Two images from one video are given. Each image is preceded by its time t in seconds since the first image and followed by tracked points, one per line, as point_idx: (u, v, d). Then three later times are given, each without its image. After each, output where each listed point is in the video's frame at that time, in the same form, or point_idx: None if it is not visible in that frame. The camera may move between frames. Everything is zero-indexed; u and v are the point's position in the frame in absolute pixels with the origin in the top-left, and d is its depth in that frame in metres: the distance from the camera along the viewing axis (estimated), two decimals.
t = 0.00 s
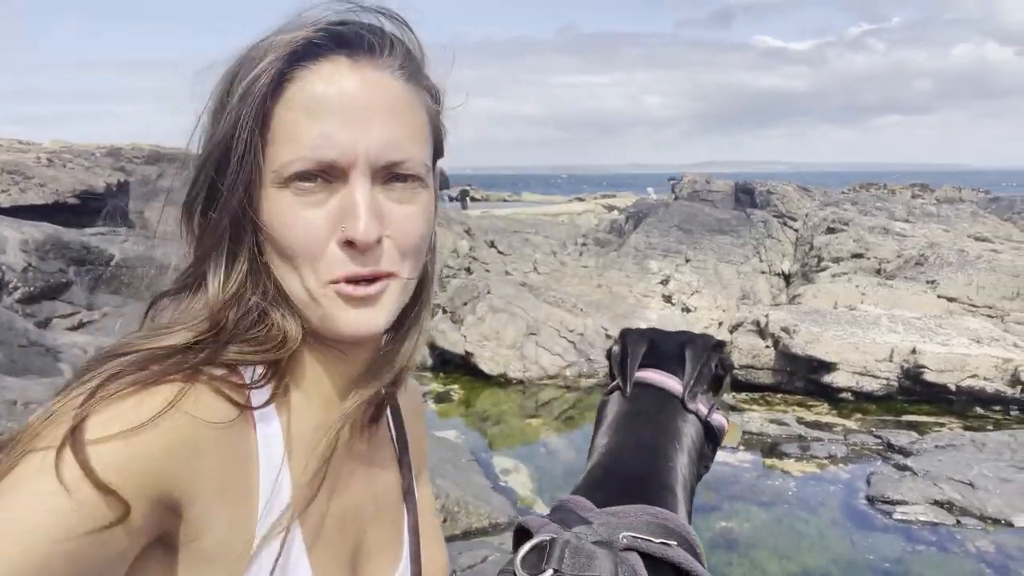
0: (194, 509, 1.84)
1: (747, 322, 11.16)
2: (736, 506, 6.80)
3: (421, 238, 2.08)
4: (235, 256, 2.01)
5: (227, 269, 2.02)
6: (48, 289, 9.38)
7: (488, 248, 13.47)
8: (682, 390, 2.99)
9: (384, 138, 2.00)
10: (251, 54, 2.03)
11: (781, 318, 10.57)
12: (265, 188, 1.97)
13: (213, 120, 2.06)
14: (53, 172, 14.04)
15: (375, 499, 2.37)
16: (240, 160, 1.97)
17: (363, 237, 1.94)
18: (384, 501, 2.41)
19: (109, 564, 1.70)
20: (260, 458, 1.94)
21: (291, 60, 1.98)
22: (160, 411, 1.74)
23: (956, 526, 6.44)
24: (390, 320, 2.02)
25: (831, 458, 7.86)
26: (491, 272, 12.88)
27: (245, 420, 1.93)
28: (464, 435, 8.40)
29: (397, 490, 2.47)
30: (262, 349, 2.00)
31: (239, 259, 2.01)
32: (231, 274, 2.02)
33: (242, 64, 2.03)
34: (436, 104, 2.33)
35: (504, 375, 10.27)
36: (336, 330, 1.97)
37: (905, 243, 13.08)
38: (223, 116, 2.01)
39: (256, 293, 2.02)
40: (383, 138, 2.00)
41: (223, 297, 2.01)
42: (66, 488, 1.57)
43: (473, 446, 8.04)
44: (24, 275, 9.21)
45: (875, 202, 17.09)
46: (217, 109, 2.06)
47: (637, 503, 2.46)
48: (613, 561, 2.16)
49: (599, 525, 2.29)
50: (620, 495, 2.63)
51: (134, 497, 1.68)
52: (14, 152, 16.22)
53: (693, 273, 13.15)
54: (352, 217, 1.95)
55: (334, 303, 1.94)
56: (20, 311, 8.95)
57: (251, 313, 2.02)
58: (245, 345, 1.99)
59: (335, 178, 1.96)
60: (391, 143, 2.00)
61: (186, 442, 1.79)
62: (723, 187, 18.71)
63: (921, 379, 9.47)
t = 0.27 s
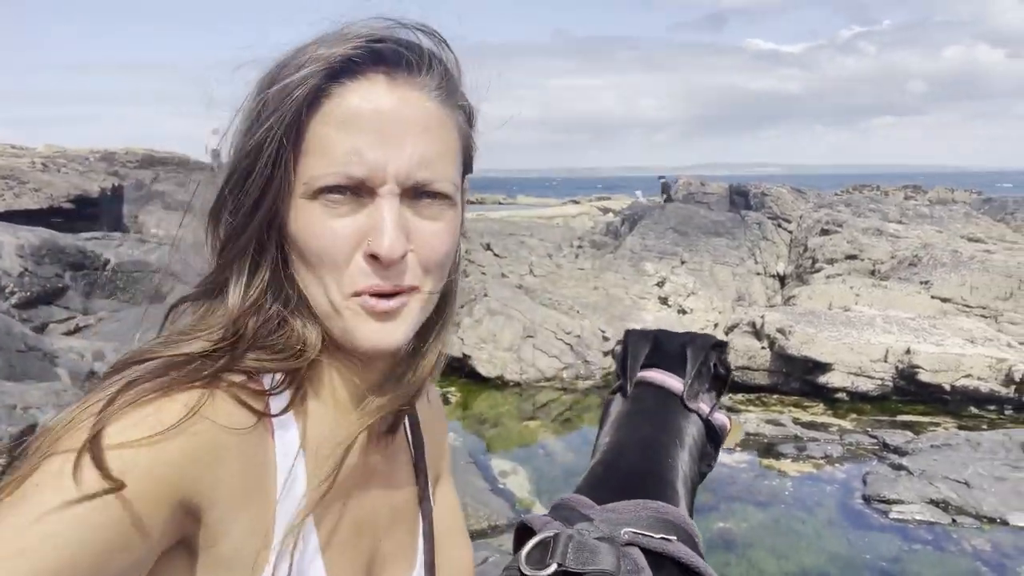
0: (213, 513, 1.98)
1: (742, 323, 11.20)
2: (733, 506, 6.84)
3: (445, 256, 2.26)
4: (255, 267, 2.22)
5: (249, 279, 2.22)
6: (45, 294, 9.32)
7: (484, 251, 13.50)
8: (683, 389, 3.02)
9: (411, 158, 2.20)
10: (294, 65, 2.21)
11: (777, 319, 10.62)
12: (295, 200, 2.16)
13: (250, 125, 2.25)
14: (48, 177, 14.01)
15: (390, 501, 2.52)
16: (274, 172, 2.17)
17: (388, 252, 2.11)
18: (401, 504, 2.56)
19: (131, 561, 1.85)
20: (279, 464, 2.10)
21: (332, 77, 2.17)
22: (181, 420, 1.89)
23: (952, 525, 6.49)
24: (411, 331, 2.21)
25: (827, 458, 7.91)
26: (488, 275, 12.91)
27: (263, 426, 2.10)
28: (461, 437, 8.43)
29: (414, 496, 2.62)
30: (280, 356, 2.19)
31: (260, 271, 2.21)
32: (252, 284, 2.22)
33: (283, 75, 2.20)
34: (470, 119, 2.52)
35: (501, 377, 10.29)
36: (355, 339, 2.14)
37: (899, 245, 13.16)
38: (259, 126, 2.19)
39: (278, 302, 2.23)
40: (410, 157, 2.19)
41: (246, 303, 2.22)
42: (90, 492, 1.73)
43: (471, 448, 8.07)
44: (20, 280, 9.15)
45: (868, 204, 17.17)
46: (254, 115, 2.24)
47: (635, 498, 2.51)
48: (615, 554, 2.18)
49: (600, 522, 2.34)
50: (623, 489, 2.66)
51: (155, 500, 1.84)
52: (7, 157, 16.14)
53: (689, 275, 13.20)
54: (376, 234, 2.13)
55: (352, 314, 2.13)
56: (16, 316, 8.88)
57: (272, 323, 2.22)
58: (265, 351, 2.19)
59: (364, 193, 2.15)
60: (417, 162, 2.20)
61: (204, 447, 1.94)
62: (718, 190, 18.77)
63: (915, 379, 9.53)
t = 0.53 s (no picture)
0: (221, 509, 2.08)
1: (739, 325, 11.23)
2: (730, 507, 6.86)
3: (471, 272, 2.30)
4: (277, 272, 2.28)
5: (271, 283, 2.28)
6: (42, 299, 9.33)
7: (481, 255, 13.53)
8: (675, 382, 3.05)
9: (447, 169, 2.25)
10: (338, 67, 2.25)
11: (773, 321, 10.65)
12: (325, 203, 2.20)
13: (288, 126, 2.30)
14: (45, 183, 14.02)
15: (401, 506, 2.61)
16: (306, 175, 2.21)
17: (417, 262, 2.13)
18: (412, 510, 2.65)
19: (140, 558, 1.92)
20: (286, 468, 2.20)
21: (375, 85, 2.21)
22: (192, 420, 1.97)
23: (948, 525, 6.52)
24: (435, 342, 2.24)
25: (824, 459, 7.94)
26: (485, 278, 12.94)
27: (273, 430, 2.19)
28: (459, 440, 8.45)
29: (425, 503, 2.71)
30: (297, 362, 2.28)
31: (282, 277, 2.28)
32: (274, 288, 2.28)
33: (327, 76, 2.24)
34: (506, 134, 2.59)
35: (499, 381, 10.31)
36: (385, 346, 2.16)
37: (894, 247, 13.20)
38: (296, 128, 2.24)
39: (297, 308, 2.31)
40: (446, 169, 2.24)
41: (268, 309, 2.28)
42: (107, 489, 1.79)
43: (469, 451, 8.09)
44: (18, 285, 9.11)
45: (864, 207, 17.22)
46: (293, 115, 2.29)
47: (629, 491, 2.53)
48: (610, 542, 2.13)
49: (596, 511, 2.33)
50: (618, 481, 2.66)
51: (167, 496, 1.91)
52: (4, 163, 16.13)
53: (686, 278, 13.25)
54: (405, 242, 2.16)
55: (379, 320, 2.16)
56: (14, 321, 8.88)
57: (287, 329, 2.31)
58: (281, 356, 2.29)
59: (396, 201, 2.18)
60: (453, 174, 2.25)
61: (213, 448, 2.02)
62: (715, 193, 18.82)
63: (911, 380, 9.57)
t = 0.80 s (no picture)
0: (228, 508, 2.09)
1: (739, 330, 11.25)
2: (731, 510, 6.88)
3: (483, 275, 2.35)
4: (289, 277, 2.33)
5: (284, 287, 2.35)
6: (46, 304, 9.38)
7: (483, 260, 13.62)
8: (679, 377, 3.08)
9: (464, 170, 2.26)
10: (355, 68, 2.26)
11: (774, 325, 10.67)
12: (342, 208, 2.23)
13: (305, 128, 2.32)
14: (49, 190, 14.10)
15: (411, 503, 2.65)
16: (323, 182, 2.26)
17: (432, 267, 2.16)
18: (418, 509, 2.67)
19: (150, 556, 1.93)
20: (296, 468, 2.21)
21: (394, 88, 2.23)
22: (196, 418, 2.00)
23: (949, 528, 6.53)
24: (445, 345, 2.29)
25: (825, 462, 7.95)
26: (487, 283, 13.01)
27: (280, 431, 2.22)
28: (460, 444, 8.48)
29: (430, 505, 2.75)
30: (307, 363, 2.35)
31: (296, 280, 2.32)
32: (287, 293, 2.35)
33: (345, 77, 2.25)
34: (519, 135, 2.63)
35: (500, 385, 10.34)
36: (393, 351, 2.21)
37: (895, 251, 13.22)
38: (313, 131, 2.26)
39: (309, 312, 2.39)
40: (463, 170, 2.26)
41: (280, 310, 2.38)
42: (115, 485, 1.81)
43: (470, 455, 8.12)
44: (21, 290, 9.14)
45: (865, 211, 17.25)
46: (311, 117, 2.31)
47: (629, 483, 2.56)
48: (608, 527, 2.13)
49: (596, 498, 2.33)
50: (619, 472, 2.66)
51: (173, 493, 1.93)
52: (9, 169, 16.24)
53: (686, 283, 13.29)
54: (418, 247, 2.18)
55: (388, 325, 2.19)
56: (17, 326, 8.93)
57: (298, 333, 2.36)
58: (291, 358, 2.36)
59: (412, 204, 2.21)
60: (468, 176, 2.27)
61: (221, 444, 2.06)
62: (715, 198, 18.87)
63: (912, 384, 9.58)
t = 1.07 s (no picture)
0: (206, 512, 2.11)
1: (747, 336, 11.20)
2: (738, 518, 6.83)
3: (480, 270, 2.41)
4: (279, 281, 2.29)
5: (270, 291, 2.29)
6: (54, 309, 9.43)
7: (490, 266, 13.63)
8: (664, 381, 3.09)
9: (471, 175, 2.26)
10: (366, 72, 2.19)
11: (782, 332, 10.61)
12: (350, 219, 2.20)
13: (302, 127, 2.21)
14: (59, 195, 14.19)
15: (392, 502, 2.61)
16: (326, 193, 2.19)
17: (449, 271, 2.21)
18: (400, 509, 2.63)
19: (130, 560, 1.96)
20: (274, 472, 2.22)
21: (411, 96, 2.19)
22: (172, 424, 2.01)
23: (958, 537, 6.46)
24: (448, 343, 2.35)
25: (833, 470, 7.89)
26: (493, 289, 13.00)
27: (259, 438, 2.23)
28: (465, 450, 8.47)
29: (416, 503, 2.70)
30: (289, 371, 2.31)
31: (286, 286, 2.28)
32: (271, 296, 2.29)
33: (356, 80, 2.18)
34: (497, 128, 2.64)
35: (506, 391, 10.33)
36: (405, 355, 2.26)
37: (904, 258, 13.12)
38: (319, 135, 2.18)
39: (297, 311, 2.32)
40: (470, 175, 2.26)
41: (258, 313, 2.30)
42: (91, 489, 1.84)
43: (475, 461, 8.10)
44: (31, 295, 9.16)
45: (874, 218, 17.16)
46: (310, 115, 2.20)
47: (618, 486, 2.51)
48: (597, 534, 2.13)
49: (585, 505, 2.31)
50: (610, 477, 2.62)
51: (151, 498, 1.95)
52: (20, 175, 16.36)
53: (694, 289, 13.25)
54: (427, 250, 2.21)
55: (396, 326, 2.24)
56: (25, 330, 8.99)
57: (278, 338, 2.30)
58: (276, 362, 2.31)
59: (423, 214, 2.21)
60: (475, 180, 2.27)
61: (200, 450, 2.08)
62: (723, 204, 18.81)
63: (921, 391, 9.51)
